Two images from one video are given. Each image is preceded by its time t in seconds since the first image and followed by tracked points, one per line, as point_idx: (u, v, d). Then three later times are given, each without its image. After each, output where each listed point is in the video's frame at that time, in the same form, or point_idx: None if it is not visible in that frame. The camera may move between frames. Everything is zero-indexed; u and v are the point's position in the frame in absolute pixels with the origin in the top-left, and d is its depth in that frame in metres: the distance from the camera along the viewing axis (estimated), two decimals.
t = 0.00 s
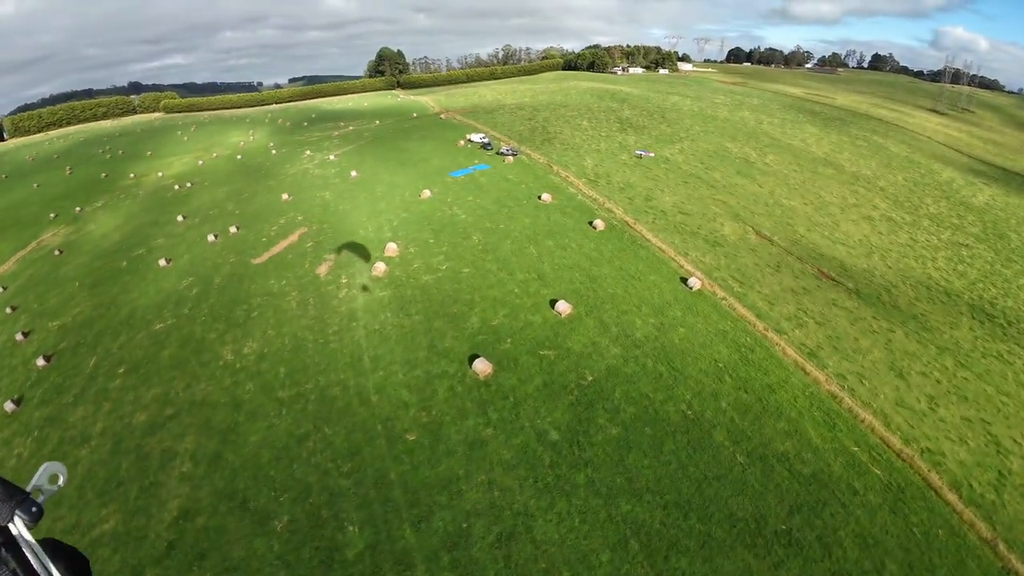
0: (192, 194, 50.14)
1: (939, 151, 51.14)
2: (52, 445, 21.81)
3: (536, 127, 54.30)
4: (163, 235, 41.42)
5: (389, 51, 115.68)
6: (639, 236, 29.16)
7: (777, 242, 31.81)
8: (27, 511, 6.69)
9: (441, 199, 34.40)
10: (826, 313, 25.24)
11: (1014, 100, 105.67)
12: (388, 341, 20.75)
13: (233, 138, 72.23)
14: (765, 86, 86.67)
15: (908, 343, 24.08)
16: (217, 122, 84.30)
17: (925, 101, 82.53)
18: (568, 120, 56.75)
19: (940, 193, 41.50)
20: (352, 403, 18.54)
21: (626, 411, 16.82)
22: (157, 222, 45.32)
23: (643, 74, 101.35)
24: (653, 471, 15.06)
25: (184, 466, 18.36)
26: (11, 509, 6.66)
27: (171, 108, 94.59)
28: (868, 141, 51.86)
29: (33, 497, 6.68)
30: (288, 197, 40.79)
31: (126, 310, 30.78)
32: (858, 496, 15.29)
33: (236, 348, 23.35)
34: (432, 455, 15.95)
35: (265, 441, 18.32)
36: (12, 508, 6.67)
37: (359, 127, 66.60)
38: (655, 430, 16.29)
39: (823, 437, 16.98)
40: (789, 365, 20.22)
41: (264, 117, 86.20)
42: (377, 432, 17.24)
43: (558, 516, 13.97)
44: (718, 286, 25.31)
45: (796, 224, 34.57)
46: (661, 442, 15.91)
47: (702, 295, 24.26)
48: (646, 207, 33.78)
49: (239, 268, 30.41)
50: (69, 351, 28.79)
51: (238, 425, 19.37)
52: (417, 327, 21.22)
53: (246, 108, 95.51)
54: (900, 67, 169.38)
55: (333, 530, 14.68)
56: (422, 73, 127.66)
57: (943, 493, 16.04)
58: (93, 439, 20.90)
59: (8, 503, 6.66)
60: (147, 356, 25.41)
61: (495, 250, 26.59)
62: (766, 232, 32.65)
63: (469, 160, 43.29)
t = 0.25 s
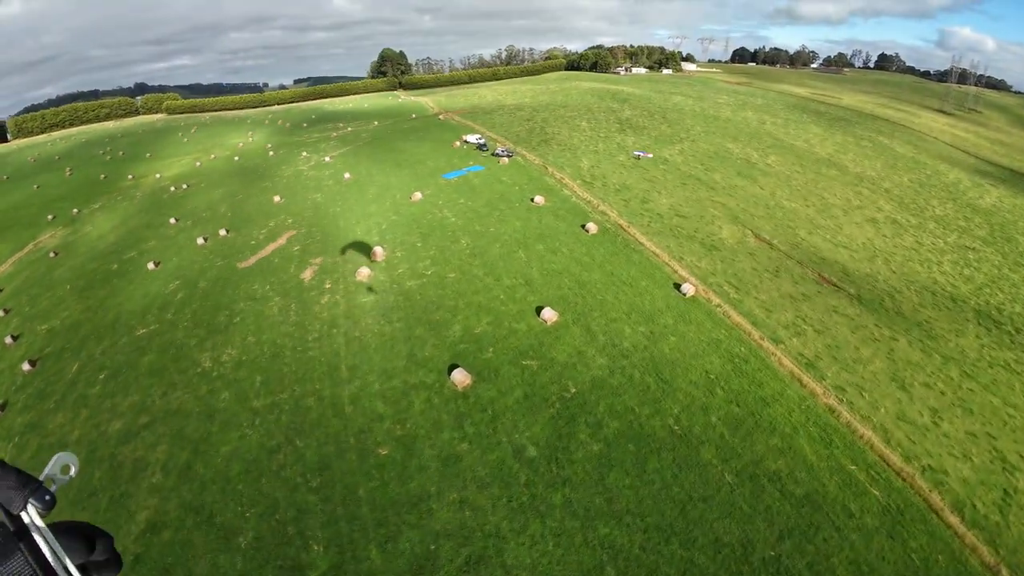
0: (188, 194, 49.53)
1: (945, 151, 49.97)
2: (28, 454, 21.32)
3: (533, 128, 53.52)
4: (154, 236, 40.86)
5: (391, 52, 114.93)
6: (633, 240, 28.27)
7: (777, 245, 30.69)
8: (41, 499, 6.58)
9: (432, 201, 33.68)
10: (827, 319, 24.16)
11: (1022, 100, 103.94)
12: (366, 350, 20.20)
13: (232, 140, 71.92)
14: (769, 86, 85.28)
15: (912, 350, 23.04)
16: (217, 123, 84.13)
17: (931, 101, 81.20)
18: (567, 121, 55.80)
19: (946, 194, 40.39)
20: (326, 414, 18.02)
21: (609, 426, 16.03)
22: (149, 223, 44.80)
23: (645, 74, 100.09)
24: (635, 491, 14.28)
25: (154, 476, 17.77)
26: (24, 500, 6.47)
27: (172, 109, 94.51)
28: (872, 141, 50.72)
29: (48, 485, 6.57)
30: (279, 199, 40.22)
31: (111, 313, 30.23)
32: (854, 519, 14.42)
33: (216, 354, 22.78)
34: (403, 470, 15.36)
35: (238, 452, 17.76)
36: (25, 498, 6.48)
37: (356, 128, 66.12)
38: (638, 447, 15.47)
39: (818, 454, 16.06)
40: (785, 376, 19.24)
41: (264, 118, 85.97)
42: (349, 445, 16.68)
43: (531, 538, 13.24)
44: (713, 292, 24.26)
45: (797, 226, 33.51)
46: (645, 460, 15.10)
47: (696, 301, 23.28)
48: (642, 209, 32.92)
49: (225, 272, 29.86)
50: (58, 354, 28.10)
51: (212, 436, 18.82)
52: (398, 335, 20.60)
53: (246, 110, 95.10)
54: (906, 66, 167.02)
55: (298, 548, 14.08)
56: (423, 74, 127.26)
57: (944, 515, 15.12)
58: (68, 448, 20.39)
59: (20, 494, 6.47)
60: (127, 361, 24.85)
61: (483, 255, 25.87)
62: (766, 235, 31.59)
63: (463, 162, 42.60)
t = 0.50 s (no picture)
0: (186, 191, 49.21)
1: (955, 169, 48.85)
2: None
3: (535, 135, 52.88)
4: (146, 231, 40.41)
5: (399, 56, 114.83)
6: (627, 252, 27.44)
7: (777, 260, 29.64)
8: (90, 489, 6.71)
9: (425, 207, 33.09)
10: (827, 339, 22.98)
11: None
12: (341, 359, 19.62)
13: (236, 138, 71.80)
14: (777, 99, 84.31)
15: (914, 374, 21.96)
16: (223, 121, 84.20)
17: (942, 118, 80.00)
18: (570, 128, 55.12)
19: (955, 213, 39.30)
20: (294, 425, 17.47)
21: (586, 450, 15.21)
22: (143, 218, 44.35)
23: (654, 84, 99.35)
24: (608, 523, 13.47)
25: (117, 482, 17.30)
26: (73, 488, 6.56)
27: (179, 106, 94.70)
28: (880, 157, 49.70)
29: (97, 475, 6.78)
30: (274, 200, 39.76)
31: (93, 309, 29.70)
32: (842, 561, 13.49)
33: (191, 357, 22.21)
34: (366, 489, 14.80)
35: (204, 461, 17.27)
36: (75, 487, 6.58)
37: (360, 130, 65.79)
38: (615, 474, 14.62)
39: (808, 488, 15.06)
40: (778, 403, 18.03)
41: (270, 118, 86.00)
42: (315, 459, 16.15)
43: (493, 569, 12.57)
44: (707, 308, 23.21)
45: (799, 241, 32.52)
46: (621, 489, 14.26)
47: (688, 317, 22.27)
48: (639, 220, 32.15)
49: (211, 272, 29.35)
50: (39, 348, 27.57)
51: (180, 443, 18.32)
52: (376, 345, 20.02)
53: (253, 109, 95.15)
54: (917, 82, 165.53)
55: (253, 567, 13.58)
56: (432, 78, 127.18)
57: (941, 559, 14.12)
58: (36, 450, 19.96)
59: (70, 484, 6.54)
60: (103, 360, 24.31)
61: (471, 263, 25.22)
62: (767, 250, 30.65)
63: (462, 167, 42.01)
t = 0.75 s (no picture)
0: (189, 186, 49.06)
1: (972, 186, 47.30)
2: None
3: (541, 139, 52.11)
4: (144, 224, 40.03)
5: (412, 56, 114.59)
6: (625, 262, 26.54)
7: (782, 275, 28.51)
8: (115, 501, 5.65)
9: (422, 210, 32.48)
10: (831, 360, 21.80)
11: None
12: (319, 364, 19.06)
13: (244, 134, 71.78)
14: (792, 109, 82.74)
15: (921, 398, 20.78)
16: (233, 118, 84.43)
17: (960, 134, 78.13)
18: (577, 133, 54.28)
19: (970, 231, 37.88)
20: (265, 432, 16.97)
21: (563, 473, 14.40)
22: (143, 210, 44.14)
23: (666, 91, 98.11)
24: (581, 553, 12.66)
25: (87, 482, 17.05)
26: (97, 503, 5.49)
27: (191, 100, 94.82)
28: (894, 171, 48.29)
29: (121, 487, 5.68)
30: (273, 197, 39.36)
31: (81, 299, 29.26)
32: None
33: (172, 355, 21.76)
34: (330, 504, 14.26)
35: (173, 464, 16.93)
36: (98, 503, 5.50)
37: (366, 131, 65.48)
38: (591, 499, 13.79)
39: (801, 523, 14.03)
40: (775, 428, 16.94)
41: (280, 115, 86.14)
42: (281, 470, 15.67)
43: None
44: (705, 324, 22.14)
45: (806, 255, 31.36)
46: (598, 516, 13.42)
47: (684, 333, 21.28)
48: (640, 229, 31.23)
49: (201, 268, 28.92)
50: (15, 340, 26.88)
51: (152, 443, 17.99)
52: (356, 351, 19.43)
53: (264, 106, 95.40)
54: (936, 97, 162.62)
55: None
56: (443, 80, 127.03)
57: None
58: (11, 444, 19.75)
59: (93, 498, 5.46)
60: (84, 353, 23.90)
61: (462, 269, 24.54)
62: (772, 263, 29.60)
63: (464, 170, 41.36)
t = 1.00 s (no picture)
0: (198, 180, 49.17)
1: (999, 198, 45.24)
2: None
3: (552, 140, 51.14)
4: (149, 216, 40.03)
5: (428, 56, 114.31)
6: (629, 269, 25.52)
7: (793, 286, 27.24)
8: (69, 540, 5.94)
9: (423, 209, 31.85)
10: (841, 379, 20.54)
11: None
12: (302, 366, 18.60)
13: (257, 129, 71.98)
14: (812, 116, 80.52)
15: (937, 422, 19.48)
16: (248, 113, 84.94)
17: (988, 144, 75.35)
18: (588, 135, 53.17)
19: (997, 245, 36.05)
20: (240, 434, 16.56)
21: (543, 492, 13.57)
22: (151, 203, 44.27)
23: (684, 94, 96.33)
24: None
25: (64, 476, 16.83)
26: (50, 542, 5.73)
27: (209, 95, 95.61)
28: (918, 181, 46.39)
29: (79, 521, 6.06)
30: (276, 193, 39.11)
31: (79, 290, 29.23)
32: None
33: (158, 350, 21.44)
34: (298, 514, 13.72)
35: (148, 463, 16.58)
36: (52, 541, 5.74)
37: (378, 128, 65.17)
38: (571, 523, 12.93)
39: (798, 557, 12.97)
40: (776, 451, 15.88)
41: (294, 111, 86.43)
42: (252, 474, 15.21)
43: None
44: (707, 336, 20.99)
45: (819, 266, 30.00)
46: (577, 542, 12.55)
47: (685, 345, 20.20)
48: (646, 234, 30.17)
49: (198, 263, 28.69)
50: (8, 329, 26.74)
51: (131, 439, 17.69)
52: (340, 354, 18.90)
53: (280, 102, 95.92)
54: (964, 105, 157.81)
55: None
56: (459, 79, 126.63)
57: None
58: None
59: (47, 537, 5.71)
60: (74, 344, 23.71)
61: (457, 272, 23.82)
62: (783, 273, 28.35)
63: (470, 169, 40.63)
